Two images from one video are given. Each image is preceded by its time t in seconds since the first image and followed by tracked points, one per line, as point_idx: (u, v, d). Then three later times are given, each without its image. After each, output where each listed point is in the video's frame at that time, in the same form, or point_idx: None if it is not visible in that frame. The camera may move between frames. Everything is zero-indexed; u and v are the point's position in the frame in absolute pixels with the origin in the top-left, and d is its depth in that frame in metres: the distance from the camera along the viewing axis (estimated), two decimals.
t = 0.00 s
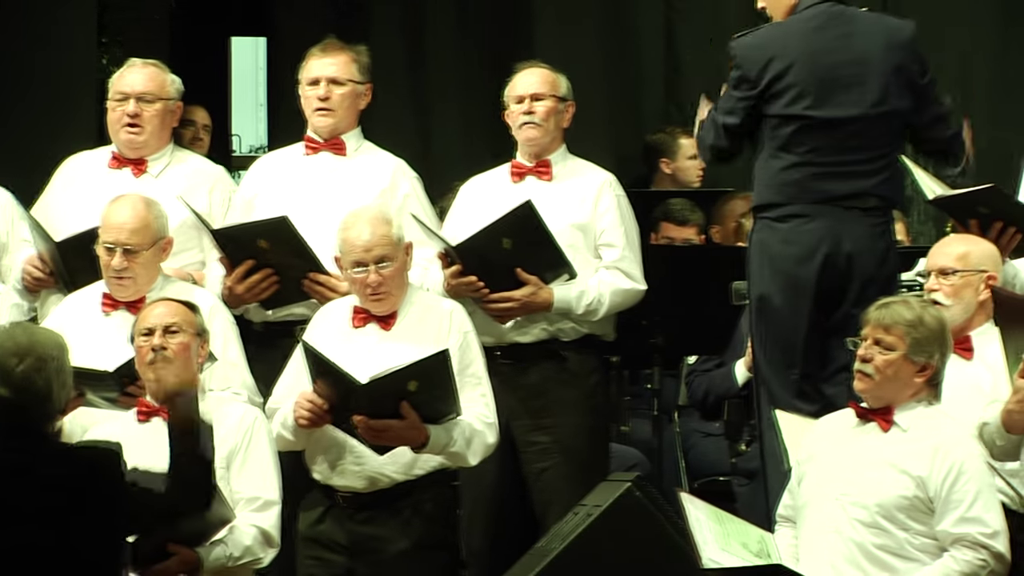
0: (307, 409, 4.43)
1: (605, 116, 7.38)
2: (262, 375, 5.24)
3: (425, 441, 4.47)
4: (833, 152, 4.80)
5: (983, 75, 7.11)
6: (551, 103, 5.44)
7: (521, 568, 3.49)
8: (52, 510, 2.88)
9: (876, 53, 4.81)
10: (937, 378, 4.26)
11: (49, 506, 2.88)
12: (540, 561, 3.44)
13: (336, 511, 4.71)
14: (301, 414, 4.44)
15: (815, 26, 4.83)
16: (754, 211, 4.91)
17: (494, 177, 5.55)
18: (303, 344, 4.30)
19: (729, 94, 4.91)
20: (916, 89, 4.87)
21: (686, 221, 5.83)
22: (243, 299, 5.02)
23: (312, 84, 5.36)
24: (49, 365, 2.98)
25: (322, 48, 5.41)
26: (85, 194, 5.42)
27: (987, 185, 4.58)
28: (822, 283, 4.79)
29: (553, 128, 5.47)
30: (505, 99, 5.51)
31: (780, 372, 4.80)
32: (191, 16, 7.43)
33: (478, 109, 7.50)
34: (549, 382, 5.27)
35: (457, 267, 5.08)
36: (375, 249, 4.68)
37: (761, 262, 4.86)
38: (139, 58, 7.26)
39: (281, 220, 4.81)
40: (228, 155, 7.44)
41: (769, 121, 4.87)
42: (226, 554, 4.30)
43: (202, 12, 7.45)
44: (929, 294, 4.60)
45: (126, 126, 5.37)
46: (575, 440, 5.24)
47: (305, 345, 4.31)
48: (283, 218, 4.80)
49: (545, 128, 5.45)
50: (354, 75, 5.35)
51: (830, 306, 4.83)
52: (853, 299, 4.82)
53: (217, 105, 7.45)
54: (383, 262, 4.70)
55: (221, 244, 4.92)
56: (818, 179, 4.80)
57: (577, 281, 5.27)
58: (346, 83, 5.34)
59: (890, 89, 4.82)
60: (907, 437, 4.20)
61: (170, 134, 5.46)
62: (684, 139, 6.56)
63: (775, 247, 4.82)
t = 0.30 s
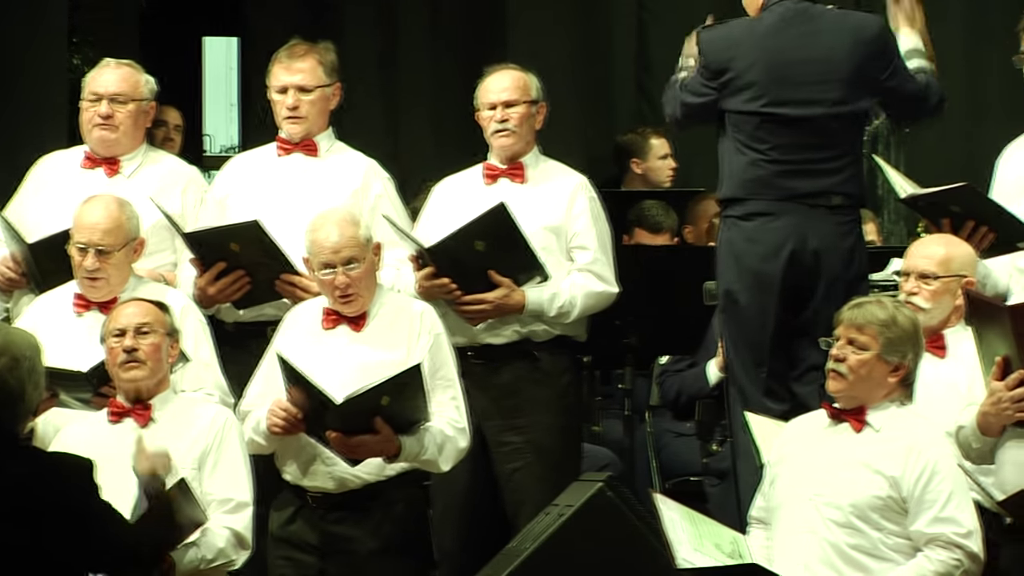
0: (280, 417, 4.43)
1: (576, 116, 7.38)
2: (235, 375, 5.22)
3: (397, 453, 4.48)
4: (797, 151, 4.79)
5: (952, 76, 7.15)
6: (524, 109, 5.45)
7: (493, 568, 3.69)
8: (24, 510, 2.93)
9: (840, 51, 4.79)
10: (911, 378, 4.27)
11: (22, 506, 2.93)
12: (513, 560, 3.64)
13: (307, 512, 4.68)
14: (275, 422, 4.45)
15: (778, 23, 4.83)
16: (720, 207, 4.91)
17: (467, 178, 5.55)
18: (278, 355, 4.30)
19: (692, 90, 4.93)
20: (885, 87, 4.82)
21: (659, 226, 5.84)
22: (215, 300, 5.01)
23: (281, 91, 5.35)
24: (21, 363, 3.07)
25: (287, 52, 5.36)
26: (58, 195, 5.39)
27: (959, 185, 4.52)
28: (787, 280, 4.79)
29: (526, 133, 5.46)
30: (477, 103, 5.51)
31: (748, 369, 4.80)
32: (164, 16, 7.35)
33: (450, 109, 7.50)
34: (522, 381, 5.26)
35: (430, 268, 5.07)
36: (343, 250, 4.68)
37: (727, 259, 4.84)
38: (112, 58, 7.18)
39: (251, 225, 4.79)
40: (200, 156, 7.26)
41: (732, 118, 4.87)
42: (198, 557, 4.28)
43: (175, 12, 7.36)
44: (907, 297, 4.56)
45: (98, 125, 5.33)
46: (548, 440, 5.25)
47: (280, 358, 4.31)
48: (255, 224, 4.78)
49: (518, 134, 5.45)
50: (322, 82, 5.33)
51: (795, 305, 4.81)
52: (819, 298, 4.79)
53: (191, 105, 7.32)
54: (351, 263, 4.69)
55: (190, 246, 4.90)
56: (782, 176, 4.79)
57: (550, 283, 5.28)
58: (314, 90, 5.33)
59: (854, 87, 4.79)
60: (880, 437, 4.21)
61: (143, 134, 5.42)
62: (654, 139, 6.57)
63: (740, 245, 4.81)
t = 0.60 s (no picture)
0: (255, 415, 4.43)
1: (548, 116, 7.39)
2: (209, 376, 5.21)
3: (372, 450, 4.46)
4: (764, 153, 4.74)
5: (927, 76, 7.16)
6: (496, 111, 5.44)
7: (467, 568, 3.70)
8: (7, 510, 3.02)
9: (804, 54, 4.74)
10: (885, 378, 4.29)
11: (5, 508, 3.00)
12: (487, 560, 3.67)
13: (280, 512, 4.66)
14: (249, 419, 4.45)
15: (744, 26, 4.79)
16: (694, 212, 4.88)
17: (440, 178, 5.54)
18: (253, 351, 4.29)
19: (662, 104, 4.91)
20: (852, 89, 4.78)
21: (633, 228, 5.85)
22: (190, 301, 5.01)
23: (251, 95, 5.33)
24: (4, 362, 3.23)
25: (256, 54, 5.35)
26: (33, 195, 5.37)
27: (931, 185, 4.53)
28: (755, 283, 4.75)
29: (499, 135, 5.47)
30: (449, 104, 5.50)
31: (722, 371, 4.79)
32: (140, 14, 7.46)
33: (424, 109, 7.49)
34: (495, 382, 5.26)
35: (403, 269, 5.07)
36: (317, 249, 4.66)
37: (699, 263, 4.82)
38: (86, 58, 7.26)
39: (226, 229, 4.77)
40: (173, 155, 7.40)
41: (700, 122, 4.85)
42: (172, 557, 4.28)
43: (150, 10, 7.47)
44: (882, 297, 4.57)
45: (74, 125, 5.32)
46: (521, 440, 5.24)
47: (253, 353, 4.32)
48: (229, 227, 4.77)
49: (491, 136, 5.45)
50: (292, 84, 5.32)
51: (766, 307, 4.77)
52: (790, 301, 4.74)
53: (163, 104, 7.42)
54: (325, 262, 4.68)
55: (166, 249, 4.89)
56: (751, 180, 4.74)
57: (523, 284, 5.28)
58: (285, 93, 5.32)
59: (820, 90, 4.75)
60: (854, 437, 4.22)
61: (118, 135, 5.42)
62: (627, 139, 6.59)
63: (709, 249, 4.79)
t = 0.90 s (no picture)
0: (227, 414, 4.40)
1: (519, 116, 7.40)
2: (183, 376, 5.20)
3: (346, 448, 4.46)
4: (729, 152, 4.75)
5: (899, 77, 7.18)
6: (465, 111, 5.42)
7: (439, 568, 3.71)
8: None
9: (772, 54, 4.73)
10: (856, 377, 4.30)
11: None
12: (458, 559, 3.66)
13: (255, 512, 4.66)
14: (222, 419, 4.42)
15: (714, 25, 4.82)
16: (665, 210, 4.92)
17: (410, 179, 5.52)
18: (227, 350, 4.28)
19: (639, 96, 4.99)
20: (819, 94, 4.75)
21: (606, 227, 5.84)
22: (163, 306, 4.99)
23: (216, 105, 5.27)
24: None
25: (217, 60, 5.27)
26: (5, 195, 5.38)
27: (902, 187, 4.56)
28: (724, 281, 4.76)
29: (468, 135, 5.44)
30: (419, 105, 5.47)
31: (693, 370, 4.80)
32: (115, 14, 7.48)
33: (397, 109, 7.48)
34: (467, 382, 5.26)
35: (373, 271, 5.04)
36: (288, 249, 4.63)
37: (668, 261, 4.85)
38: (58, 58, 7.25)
39: (197, 237, 4.76)
40: (145, 156, 7.41)
41: (670, 120, 4.88)
42: (143, 557, 4.27)
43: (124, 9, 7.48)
44: (855, 297, 4.59)
45: (48, 124, 5.30)
46: (492, 440, 5.24)
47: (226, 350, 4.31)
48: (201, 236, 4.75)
49: (460, 137, 5.42)
50: (256, 90, 5.25)
51: (735, 306, 4.78)
52: (758, 300, 4.74)
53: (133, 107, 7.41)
54: (296, 262, 4.64)
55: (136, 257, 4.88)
56: (716, 178, 4.76)
57: (493, 286, 5.27)
58: (249, 101, 5.26)
59: (788, 91, 4.73)
60: (825, 437, 4.24)
61: (90, 135, 5.41)
62: (599, 139, 6.60)
63: (677, 247, 4.81)
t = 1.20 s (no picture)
0: (212, 421, 4.41)
1: (495, 117, 7.40)
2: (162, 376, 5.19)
3: (332, 451, 4.46)
4: (710, 152, 4.77)
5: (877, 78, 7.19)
6: (441, 110, 5.39)
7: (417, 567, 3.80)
8: None
9: (755, 54, 4.74)
10: (831, 376, 4.25)
11: None
12: (436, 559, 3.76)
13: (235, 513, 4.64)
14: (206, 425, 4.42)
15: (696, 25, 4.82)
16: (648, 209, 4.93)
17: (386, 179, 5.50)
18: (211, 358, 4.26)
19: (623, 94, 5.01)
20: (800, 93, 4.75)
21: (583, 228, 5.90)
22: (138, 313, 4.98)
23: (187, 111, 5.25)
24: None
25: (185, 65, 5.25)
26: None
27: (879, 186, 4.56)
28: (704, 282, 4.78)
29: (444, 134, 5.42)
30: (393, 104, 5.44)
31: (674, 369, 4.82)
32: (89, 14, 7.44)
33: (374, 110, 7.49)
34: (442, 383, 5.23)
35: (350, 271, 5.04)
36: (263, 250, 4.62)
37: (650, 261, 4.87)
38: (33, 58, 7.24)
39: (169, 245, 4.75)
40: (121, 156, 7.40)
41: (652, 119, 4.90)
42: (121, 560, 4.25)
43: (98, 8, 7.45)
44: (835, 296, 4.61)
45: (26, 122, 5.30)
46: (468, 440, 5.23)
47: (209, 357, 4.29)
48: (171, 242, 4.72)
49: (435, 136, 5.40)
50: (225, 94, 5.22)
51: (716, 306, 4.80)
52: (739, 300, 4.76)
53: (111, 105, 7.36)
54: (272, 263, 4.63)
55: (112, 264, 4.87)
56: (698, 178, 4.78)
57: (469, 286, 5.27)
58: (219, 105, 5.24)
59: (771, 91, 4.74)
60: (800, 437, 4.18)
61: (66, 134, 5.42)
62: (577, 139, 6.68)
63: (659, 247, 4.82)
